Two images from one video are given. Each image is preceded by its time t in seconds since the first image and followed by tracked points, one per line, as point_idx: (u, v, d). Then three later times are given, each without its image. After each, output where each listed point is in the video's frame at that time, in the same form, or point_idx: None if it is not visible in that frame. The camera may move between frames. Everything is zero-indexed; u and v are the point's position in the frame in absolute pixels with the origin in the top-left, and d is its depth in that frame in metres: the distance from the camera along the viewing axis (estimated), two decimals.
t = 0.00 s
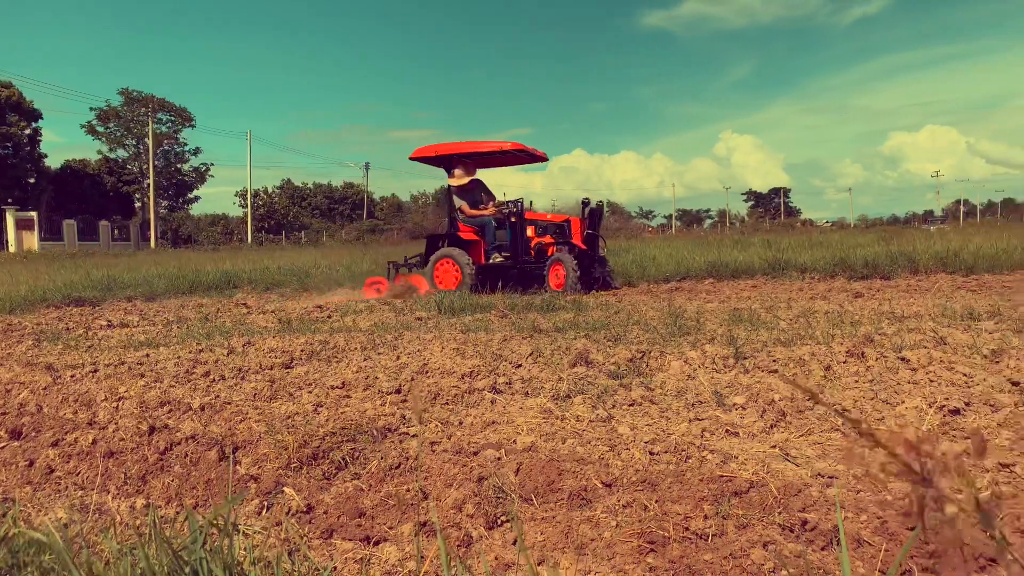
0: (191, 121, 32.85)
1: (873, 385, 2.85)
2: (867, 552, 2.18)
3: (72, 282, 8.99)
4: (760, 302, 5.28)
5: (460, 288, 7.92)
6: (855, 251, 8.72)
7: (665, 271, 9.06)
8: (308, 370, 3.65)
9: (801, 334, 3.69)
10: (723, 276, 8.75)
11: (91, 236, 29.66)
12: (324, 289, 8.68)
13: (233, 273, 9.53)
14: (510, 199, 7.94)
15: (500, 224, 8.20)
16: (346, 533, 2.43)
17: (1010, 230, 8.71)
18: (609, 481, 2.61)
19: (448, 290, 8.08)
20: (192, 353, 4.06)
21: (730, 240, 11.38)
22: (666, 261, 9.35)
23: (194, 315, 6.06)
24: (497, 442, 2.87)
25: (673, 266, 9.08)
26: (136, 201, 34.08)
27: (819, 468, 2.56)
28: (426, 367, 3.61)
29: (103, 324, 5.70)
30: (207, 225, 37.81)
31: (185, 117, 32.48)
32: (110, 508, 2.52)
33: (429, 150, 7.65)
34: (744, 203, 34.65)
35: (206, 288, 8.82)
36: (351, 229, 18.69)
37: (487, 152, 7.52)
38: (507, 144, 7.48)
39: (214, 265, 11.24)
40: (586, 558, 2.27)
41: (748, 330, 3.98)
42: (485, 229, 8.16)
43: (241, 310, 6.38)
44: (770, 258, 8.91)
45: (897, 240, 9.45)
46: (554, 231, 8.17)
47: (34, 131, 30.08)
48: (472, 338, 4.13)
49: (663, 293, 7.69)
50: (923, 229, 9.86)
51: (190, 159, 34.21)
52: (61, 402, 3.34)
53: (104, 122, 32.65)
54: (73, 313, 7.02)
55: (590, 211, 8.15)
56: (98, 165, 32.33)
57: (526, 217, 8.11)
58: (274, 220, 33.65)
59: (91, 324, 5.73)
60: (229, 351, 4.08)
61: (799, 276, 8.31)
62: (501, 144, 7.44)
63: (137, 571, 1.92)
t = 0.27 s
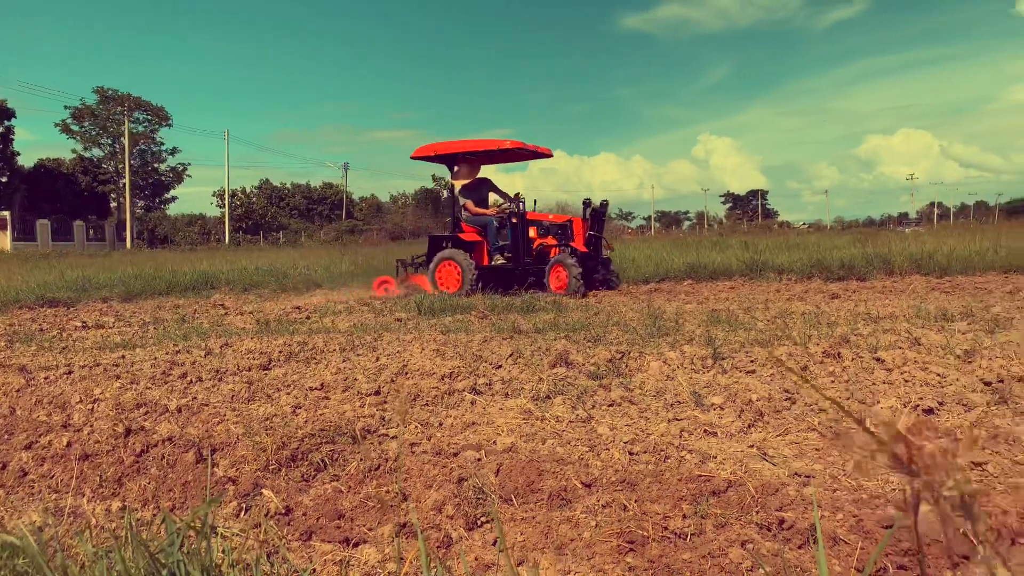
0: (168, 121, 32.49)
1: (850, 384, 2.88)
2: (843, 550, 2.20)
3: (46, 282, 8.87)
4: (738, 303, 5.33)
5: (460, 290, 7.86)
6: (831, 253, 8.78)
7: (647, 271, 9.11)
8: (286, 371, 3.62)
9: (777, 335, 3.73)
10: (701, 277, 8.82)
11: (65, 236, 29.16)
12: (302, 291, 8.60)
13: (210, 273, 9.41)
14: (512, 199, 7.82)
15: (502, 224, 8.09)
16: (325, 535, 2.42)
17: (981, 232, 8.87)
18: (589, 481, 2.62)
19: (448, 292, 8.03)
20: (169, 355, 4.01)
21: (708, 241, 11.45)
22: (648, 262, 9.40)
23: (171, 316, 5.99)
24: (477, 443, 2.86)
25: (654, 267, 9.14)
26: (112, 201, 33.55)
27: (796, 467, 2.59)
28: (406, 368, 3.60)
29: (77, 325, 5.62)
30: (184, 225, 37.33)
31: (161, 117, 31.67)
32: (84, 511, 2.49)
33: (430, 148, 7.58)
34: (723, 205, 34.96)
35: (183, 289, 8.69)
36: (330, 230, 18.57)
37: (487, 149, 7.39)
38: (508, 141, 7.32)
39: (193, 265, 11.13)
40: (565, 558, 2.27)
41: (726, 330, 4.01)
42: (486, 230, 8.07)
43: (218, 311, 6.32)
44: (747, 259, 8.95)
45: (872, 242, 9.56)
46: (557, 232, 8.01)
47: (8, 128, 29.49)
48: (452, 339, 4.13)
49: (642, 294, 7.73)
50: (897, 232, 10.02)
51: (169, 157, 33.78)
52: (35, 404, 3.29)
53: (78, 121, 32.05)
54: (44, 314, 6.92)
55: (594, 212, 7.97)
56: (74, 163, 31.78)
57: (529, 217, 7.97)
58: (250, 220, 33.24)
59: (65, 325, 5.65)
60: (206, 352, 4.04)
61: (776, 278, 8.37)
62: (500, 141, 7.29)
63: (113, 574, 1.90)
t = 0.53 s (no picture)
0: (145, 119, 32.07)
1: (828, 384, 2.91)
2: (821, 548, 2.22)
3: (20, 283, 8.75)
4: (717, 304, 5.38)
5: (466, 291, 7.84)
6: (809, 254, 8.85)
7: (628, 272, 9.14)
8: (266, 372, 3.60)
9: (756, 335, 3.76)
10: (682, 277, 8.87)
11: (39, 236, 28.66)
12: (282, 290, 8.52)
13: (188, 274, 9.29)
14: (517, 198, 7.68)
15: (508, 223, 7.97)
16: (305, 536, 2.41)
17: (955, 236, 9.01)
18: (570, 481, 2.63)
19: (453, 293, 8.01)
20: (146, 356, 3.97)
21: (688, 242, 11.53)
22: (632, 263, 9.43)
23: (148, 317, 5.92)
24: (458, 444, 2.86)
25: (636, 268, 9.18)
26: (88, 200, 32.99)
27: (775, 467, 2.61)
28: (386, 369, 3.59)
29: (52, 326, 5.54)
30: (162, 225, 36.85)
31: (139, 115, 31.38)
32: (60, 514, 2.46)
33: (436, 145, 7.55)
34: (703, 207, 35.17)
35: (161, 289, 8.62)
36: (310, 230, 18.43)
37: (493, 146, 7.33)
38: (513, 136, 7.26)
39: (173, 265, 11.01)
40: (546, 558, 2.28)
41: (705, 331, 4.04)
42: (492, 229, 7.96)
43: (196, 312, 6.25)
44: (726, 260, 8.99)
45: (849, 243, 9.66)
46: (564, 231, 7.87)
47: None
48: (432, 340, 4.12)
49: (622, 295, 7.77)
50: (874, 233, 10.14)
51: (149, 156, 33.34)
52: (9, 406, 3.24)
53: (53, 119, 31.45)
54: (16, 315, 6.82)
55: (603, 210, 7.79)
56: (49, 161, 31.19)
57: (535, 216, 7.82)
58: (229, 220, 32.83)
59: (38, 326, 5.56)
60: (184, 353, 4.00)
61: (754, 279, 8.43)
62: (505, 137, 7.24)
63: None
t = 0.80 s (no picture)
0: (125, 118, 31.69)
1: (810, 384, 2.93)
2: (802, 547, 2.24)
3: None
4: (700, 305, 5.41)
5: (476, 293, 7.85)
6: (791, 255, 8.92)
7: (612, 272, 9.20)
8: (248, 373, 3.58)
9: (738, 336, 3.78)
10: (665, 278, 8.92)
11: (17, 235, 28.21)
12: (265, 291, 8.42)
13: (169, 274, 9.19)
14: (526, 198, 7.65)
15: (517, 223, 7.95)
16: (288, 537, 2.40)
17: (935, 238, 9.12)
18: (553, 482, 2.63)
19: (463, 296, 8.03)
20: (127, 357, 3.94)
21: (672, 243, 11.59)
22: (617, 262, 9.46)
23: (127, 317, 5.86)
24: (441, 445, 2.86)
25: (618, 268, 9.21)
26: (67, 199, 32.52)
27: (757, 466, 2.62)
28: (369, 370, 3.58)
29: (29, 327, 5.47)
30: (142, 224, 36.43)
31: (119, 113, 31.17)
32: (39, 516, 2.43)
33: (445, 145, 7.54)
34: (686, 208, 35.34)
35: (141, 290, 8.54)
36: (292, 230, 18.28)
37: (503, 145, 7.32)
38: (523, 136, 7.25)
39: (156, 266, 10.91)
40: (530, 558, 2.28)
41: (688, 332, 4.05)
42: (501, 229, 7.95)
43: (177, 312, 6.20)
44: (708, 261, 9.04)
45: (831, 244, 9.75)
46: (575, 231, 7.83)
47: None
48: (416, 340, 4.11)
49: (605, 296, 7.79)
50: (854, 235, 10.25)
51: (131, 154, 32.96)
52: None
53: (31, 116, 30.97)
54: None
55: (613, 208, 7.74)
56: (27, 159, 30.69)
57: (545, 216, 7.78)
58: (211, 220, 32.59)
59: (14, 327, 5.49)
60: (165, 354, 3.97)
61: (737, 279, 8.49)
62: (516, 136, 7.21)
63: None
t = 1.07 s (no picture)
0: (106, 117, 31.33)
1: (792, 384, 2.95)
2: (784, 545, 2.26)
3: None
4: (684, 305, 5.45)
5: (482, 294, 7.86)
6: (773, 256, 8.98)
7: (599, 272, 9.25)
8: (231, 374, 3.56)
9: (722, 336, 3.80)
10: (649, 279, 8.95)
11: None
12: (247, 291, 8.37)
13: (151, 275, 9.11)
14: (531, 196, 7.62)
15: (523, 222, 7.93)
16: (272, 539, 2.39)
17: (914, 240, 9.23)
18: (537, 482, 2.64)
19: (469, 296, 8.03)
20: (108, 358, 3.90)
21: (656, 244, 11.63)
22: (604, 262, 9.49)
23: (108, 318, 5.81)
24: (425, 446, 2.85)
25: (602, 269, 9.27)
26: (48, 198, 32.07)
27: (739, 466, 2.64)
28: (353, 371, 3.57)
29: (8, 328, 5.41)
30: (123, 224, 36.02)
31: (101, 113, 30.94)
32: (18, 519, 2.41)
33: (449, 144, 7.51)
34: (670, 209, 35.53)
35: (123, 291, 8.49)
36: (276, 231, 18.16)
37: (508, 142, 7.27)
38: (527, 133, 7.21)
39: (139, 266, 10.82)
40: (515, 558, 2.28)
41: (672, 332, 4.07)
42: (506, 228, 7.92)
43: (159, 313, 6.14)
44: (691, 262, 9.08)
45: (813, 245, 9.82)
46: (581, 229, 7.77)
47: None
48: (400, 341, 4.11)
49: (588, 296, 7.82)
50: (836, 236, 10.34)
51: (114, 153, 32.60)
52: None
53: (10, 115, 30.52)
54: None
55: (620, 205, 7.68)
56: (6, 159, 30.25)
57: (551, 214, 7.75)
58: (194, 220, 32.26)
59: None
60: (147, 355, 3.94)
61: (720, 280, 8.53)
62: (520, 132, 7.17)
63: None
